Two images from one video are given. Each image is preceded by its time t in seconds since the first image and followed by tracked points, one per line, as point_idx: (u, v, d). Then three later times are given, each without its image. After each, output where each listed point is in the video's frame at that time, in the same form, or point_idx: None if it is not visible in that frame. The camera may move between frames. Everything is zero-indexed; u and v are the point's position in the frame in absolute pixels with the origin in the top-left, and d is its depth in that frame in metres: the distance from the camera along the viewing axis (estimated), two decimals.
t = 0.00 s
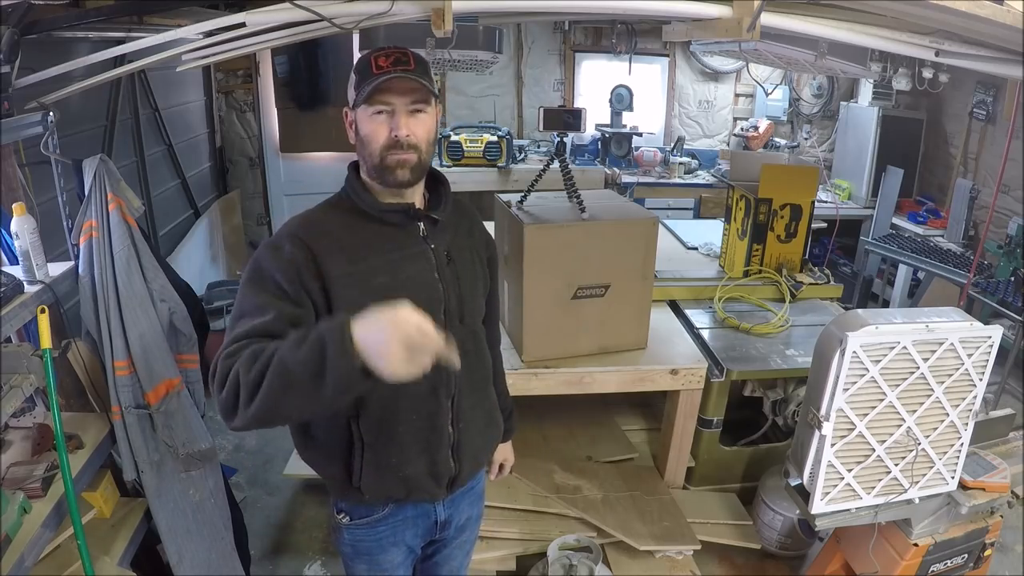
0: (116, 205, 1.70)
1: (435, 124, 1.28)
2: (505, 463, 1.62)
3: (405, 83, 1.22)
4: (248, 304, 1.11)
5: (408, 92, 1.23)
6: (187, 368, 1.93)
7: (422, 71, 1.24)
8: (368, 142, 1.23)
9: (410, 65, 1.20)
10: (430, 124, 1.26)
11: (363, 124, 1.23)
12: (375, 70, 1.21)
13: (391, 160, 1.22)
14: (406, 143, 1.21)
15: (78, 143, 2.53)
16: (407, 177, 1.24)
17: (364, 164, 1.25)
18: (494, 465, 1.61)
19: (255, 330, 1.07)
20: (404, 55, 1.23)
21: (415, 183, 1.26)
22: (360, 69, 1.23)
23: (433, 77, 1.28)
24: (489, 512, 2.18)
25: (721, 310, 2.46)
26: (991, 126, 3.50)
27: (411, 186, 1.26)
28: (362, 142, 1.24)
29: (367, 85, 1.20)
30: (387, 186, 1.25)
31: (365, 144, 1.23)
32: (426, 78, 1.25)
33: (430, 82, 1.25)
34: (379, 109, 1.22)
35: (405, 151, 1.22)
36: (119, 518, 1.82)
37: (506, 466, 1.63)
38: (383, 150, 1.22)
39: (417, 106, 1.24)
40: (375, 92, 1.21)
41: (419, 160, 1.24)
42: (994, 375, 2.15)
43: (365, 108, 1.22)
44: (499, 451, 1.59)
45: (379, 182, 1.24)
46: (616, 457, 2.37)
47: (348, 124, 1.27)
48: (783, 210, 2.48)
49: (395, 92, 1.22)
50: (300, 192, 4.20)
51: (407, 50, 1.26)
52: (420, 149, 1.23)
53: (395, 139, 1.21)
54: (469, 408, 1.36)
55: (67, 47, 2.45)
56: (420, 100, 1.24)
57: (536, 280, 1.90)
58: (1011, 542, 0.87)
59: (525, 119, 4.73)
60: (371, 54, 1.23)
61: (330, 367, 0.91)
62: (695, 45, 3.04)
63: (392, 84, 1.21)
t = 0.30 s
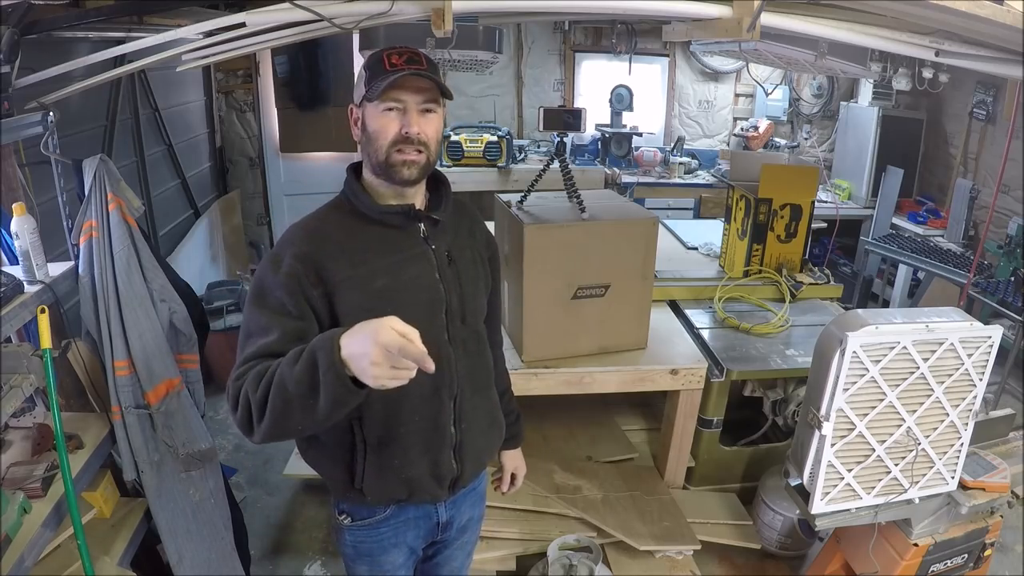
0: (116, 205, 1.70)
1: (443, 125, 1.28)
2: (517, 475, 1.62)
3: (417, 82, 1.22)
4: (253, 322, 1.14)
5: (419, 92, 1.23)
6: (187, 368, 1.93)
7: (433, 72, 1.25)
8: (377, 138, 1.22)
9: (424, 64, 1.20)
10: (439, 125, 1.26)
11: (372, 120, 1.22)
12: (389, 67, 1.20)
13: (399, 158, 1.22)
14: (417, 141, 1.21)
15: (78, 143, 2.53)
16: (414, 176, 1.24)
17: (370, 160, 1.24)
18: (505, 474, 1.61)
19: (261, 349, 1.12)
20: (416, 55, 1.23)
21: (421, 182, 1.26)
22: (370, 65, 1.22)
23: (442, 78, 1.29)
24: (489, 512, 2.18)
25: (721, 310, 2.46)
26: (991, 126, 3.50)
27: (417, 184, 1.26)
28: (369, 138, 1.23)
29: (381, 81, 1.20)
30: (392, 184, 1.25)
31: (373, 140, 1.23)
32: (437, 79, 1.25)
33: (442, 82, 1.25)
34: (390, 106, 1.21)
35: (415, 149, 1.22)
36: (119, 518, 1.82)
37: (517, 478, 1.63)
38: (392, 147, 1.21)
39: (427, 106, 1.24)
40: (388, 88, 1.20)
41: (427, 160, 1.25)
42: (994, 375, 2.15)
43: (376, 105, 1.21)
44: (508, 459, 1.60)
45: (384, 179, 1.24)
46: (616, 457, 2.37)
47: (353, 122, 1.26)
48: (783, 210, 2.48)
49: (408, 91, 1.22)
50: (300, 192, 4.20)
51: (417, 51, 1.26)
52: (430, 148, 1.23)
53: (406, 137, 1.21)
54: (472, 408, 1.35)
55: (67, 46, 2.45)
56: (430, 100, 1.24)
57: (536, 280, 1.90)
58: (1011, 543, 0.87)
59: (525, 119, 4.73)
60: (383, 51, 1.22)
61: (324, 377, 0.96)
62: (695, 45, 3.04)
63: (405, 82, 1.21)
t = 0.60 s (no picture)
0: (116, 205, 1.70)
1: (444, 125, 1.28)
2: (521, 474, 1.62)
3: (418, 82, 1.22)
4: (250, 319, 1.14)
5: (420, 93, 1.23)
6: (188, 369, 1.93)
7: (433, 72, 1.24)
8: (379, 140, 1.22)
9: (425, 65, 1.20)
10: (440, 125, 1.27)
11: (374, 123, 1.22)
12: (389, 69, 1.20)
13: (402, 158, 1.22)
14: (419, 142, 1.22)
15: (78, 143, 2.53)
16: (418, 176, 1.24)
17: (372, 162, 1.24)
18: (509, 474, 1.61)
19: (254, 349, 1.11)
20: (416, 56, 1.23)
21: (423, 183, 1.26)
22: (370, 67, 1.22)
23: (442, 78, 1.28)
24: (489, 512, 2.18)
25: (721, 310, 2.46)
26: (991, 126, 3.50)
27: (419, 185, 1.26)
28: (371, 140, 1.23)
29: (381, 83, 1.19)
30: (395, 185, 1.25)
31: (374, 142, 1.23)
32: (438, 79, 1.25)
33: (442, 83, 1.25)
34: (391, 107, 1.21)
35: (417, 150, 1.22)
36: (119, 518, 1.82)
37: (521, 477, 1.63)
38: (394, 148, 1.21)
39: (428, 107, 1.24)
40: (388, 90, 1.20)
41: (429, 160, 1.25)
42: (994, 375, 2.15)
43: (376, 107, 1.21)
44: (512, 459, 1.59)
45: (388, 180, 1.24)
46: (616, 457, 2.37)
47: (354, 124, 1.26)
48: (783, 210, 2.48)
49: (409, 92, 1.22)
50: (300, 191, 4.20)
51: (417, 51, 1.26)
52: (432, 149, 1.24)
53: (407, 138, 1.21)
54: (471, 411, 1.35)
55: (67, 46, 2.45)
56: (431, 101, 1.24)
57: (536, 280, 1.90)
58: (1011, 542, 0.87)
59: (525, 119, 4.73)
60: (383, 53, 1.22)
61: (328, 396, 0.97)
62: (695, 45, 3.04)
63: (405, 84, 1.21)
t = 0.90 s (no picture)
0: (116, 205, 1.69)
1: (449, 126, 1.28)
2: (518, 476, 1.63)
3: (421, 83, 1.22)
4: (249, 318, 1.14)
5: (424, 94, 1.23)
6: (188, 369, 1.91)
7: (437, 72, 1.24)
8: (383, 141, 1.22)
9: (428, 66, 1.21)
10: (444, 126, 1.27)
11: (378, 124, 1.23)
12: (392, 70, 1.20)
13: (406, 160, 1.22)
14: (422, 143, 1.22)
15: (78, 143, 2.53)
16: (422, 177, 1.24)
17: (377, 163, 1.24)
18: (506, 476, 1.62)
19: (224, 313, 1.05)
20: (420, 56, 1.23)
21: (428, 184, 1.27)
22: (375, 69, 1.23)
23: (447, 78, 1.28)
24: (489, 512, 2.18)
25: (721, 310, 2.46)
26: (991, 126, 3.50)
27: (423, 187, 1.26)
28: (375, 142, 1.24)
29: (384, 85, 1.20)
30: (399, 186, 1.25)
31: (378, 144, 1.23)
32: (442, 80, 1.25)
33: (447, 84, 1.25)
34: (394, 109, 1.22)
35: (420, 151, 1.22)
36: (119, 519, 1.82)
37: (518, 479, 1.64)
38: (398, 150, 1.22)
39: (432, 108, 1.24)
40: (391, 91, 1.21)
41: (433, 161, 1.25)
42: (994, 375, 2.15)
43: (380, 109, 1.22)
44: (509, 461, 1.60)
45: (392, 181, 1.24)
46: (616, 457, 2.37)
47: (360, 125, 1.27)
48: (783, 210, 2.48)
49: (412, 93, 1.22)
50: (299, 191, 4.21)
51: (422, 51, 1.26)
52: (435, 149, 1.24)
53: (411, 139, 1.21)
54: (469, 413, 1.35)
55: (67, 46, 2.45)
56: (435, 102, 1.25)
57: (536, 280, 1.90)
58: (1011, 542, 0.87)
59: (525, 119, 4.73)
60: (387, 54, 1.22)
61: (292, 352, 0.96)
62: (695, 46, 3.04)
63: (408, 85, 1.21)
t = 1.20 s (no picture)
0: (116, 205, 1.69)
1: (453, 130, 1.28)
2: (523, 488, 1.62)
3: (427, 87, 1.22)
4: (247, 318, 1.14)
5: (428, 98, 1.23)
6: (188, 369, 1.87)
7: (443, 77, 1.24)
8: (386, 142, 1.22)
9: (434, 71, 1.21)
10: (448, 130, 1.26)
11: (381, 126, 1.23)
12: (399, 72, 1.21)
13: (408, 163, 1.22)
14: (425, 147, 1.22)
15: (77, 143, 2.53)
16: (423, 181, 1.23)
17: (379, 164, 1.24)
18: (511, 487, 1.61)
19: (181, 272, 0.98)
20: (427, 59, 1.23)
21: (430, 187, 1.26)
22: (381, 70, 1.23)
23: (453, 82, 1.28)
24: (489, 512, 2.18)
25: (721, 310, 2.46)
26: (991, 126, 3.50)
27: (425, 190, 1.26)
28: (378, 143, 1.24)
29: (390, 87, 1.20)
30: (401, 189, 1.25)
31: (381, 146, 1.23)
32: (448, 84, 1.25)
33: (452, 90, 1.25)
34: (399, 111, 1.22)
35: (423, 155, 1.22)
36: (118, 518, 1.82)
37: (524, 491, 1.63)
38: (401, 153, 1.22)
39: (436, 112, 1.24)
40: (396, 95, 1.21)
41: (435, 166, 1.24)
42: (994, 375, 2.15)
43: (384, 110, 1.22)
44: (514, 472, 1.59)
45: (393, 182, 1.24)
46: (616, 457, 2.37)
47: (365, 125, 1.27)
48: (783, 210, 2.48)
49: (416, 97, 1.22)
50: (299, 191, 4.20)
51: (429, 54, 1.26)
52: (438, 153, 1.23)
53: (413, 143, 1.21)
54: (465, 414, 1.35)
55: (66, 47, 2.45)
56: (441, 106, 1.24)
57: (536, 280, 1.90)
58: (1011, 542, 0.87)
59: (525, 119, 4.73)
60: (395, 55, 1.23)
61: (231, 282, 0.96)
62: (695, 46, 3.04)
63: (413, 89, 1.21)
